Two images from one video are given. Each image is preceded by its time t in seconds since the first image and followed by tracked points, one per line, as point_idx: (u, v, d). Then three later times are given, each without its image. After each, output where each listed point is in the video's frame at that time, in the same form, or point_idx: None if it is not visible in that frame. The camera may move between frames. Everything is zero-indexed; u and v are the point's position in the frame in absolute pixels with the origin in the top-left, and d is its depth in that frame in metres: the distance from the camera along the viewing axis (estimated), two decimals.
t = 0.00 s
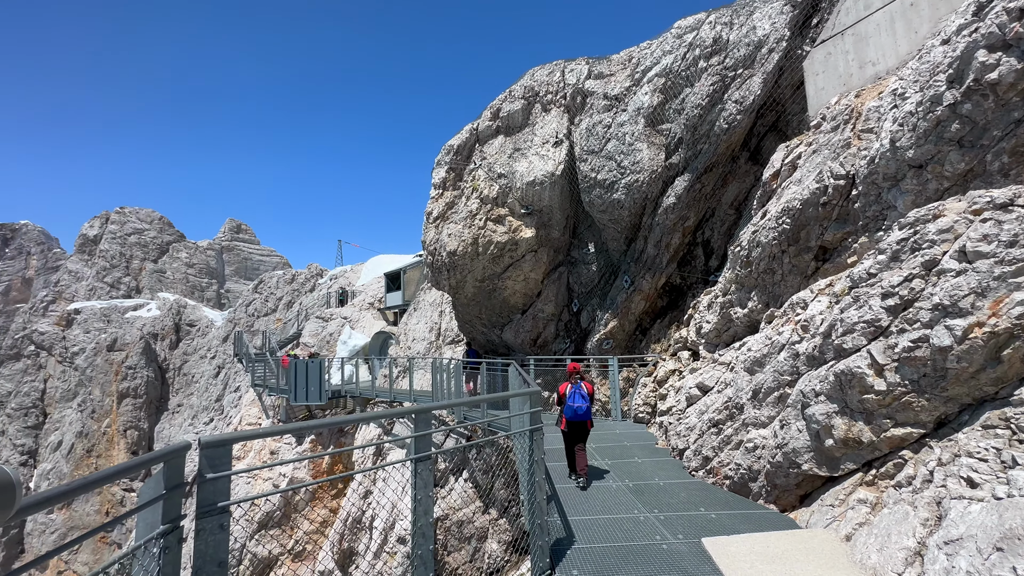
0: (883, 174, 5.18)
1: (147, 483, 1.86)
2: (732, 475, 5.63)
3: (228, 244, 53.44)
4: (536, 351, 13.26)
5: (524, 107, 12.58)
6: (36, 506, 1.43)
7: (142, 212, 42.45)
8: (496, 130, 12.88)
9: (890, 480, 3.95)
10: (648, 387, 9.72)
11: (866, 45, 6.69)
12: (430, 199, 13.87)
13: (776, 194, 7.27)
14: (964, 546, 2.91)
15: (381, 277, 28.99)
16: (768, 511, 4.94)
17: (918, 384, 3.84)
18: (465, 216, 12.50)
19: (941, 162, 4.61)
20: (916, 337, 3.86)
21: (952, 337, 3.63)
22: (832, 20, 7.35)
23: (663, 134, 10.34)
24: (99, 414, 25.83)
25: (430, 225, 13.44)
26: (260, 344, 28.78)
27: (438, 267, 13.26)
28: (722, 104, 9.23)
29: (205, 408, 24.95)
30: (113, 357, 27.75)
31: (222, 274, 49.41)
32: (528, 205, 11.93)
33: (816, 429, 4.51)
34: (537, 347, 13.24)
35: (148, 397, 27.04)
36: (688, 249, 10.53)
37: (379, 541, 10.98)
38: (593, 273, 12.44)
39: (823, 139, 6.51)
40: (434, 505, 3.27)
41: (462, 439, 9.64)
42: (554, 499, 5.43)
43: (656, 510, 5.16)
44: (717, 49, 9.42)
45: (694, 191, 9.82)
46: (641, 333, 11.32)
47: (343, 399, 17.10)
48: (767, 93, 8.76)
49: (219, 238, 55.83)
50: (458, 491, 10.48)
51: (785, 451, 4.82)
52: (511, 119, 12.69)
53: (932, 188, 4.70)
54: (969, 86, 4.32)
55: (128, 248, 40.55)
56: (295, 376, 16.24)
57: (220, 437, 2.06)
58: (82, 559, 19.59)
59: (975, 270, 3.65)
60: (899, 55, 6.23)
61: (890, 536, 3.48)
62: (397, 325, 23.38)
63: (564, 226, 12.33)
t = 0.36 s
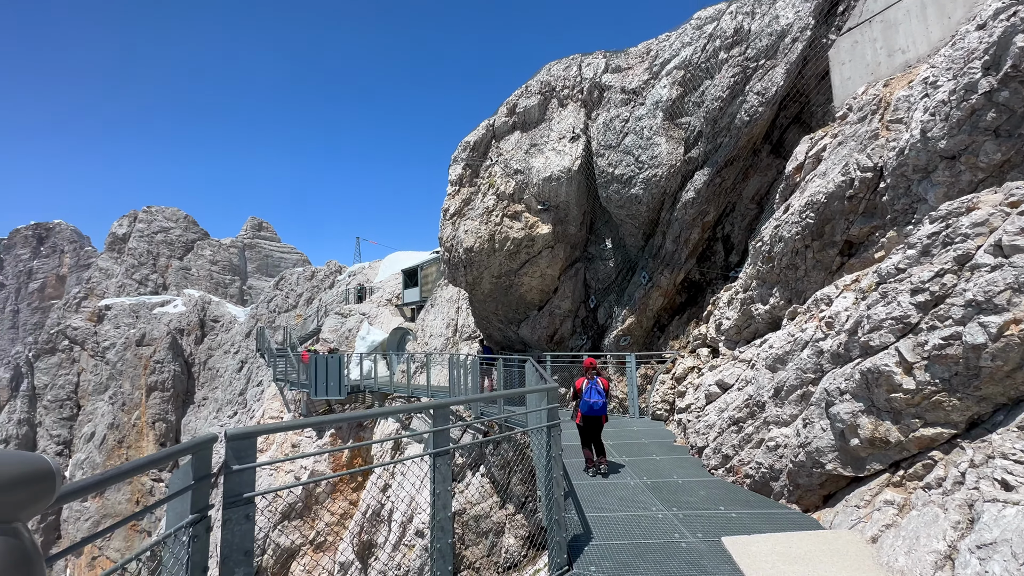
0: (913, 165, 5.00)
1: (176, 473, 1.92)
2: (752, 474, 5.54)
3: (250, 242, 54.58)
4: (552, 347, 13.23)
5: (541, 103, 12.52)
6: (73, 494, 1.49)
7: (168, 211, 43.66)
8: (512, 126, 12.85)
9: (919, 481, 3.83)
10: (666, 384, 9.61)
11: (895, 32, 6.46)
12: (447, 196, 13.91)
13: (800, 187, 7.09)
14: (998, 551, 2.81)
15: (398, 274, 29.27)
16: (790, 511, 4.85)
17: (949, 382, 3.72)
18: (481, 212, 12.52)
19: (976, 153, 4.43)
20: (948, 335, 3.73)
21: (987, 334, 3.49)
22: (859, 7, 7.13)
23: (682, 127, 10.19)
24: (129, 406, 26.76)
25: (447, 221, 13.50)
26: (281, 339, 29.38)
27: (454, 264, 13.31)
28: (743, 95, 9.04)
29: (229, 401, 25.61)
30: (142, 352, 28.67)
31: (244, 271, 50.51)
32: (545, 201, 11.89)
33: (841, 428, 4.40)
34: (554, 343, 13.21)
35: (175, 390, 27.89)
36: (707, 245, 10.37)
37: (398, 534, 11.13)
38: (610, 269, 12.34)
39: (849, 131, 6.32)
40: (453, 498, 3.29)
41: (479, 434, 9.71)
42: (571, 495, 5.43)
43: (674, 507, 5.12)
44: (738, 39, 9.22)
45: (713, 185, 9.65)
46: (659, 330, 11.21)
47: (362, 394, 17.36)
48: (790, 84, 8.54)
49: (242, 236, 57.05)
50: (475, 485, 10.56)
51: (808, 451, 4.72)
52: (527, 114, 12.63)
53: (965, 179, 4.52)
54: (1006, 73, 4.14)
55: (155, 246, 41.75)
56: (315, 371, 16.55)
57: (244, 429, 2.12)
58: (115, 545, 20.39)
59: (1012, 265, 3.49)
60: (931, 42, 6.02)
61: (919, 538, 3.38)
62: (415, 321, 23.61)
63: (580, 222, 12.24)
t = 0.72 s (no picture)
0: (946, 155, 4.82)
1: (204, 463, 1.97)
2: (774, 473, 5.44)
3: (271, 239, 55.66)
4: (569, 343, 13.17)
5: (558, 97, 12.42)
6: (108, 480, 1.54)
7: (193, 210, 44.79)
8: (529, 121, 12.79)
9: (950, 482, 3.71)
10: (685, 381, 9.50)
11: (928, 17, 6.21)
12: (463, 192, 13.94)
13: (825, 179, 6.90)
14: None
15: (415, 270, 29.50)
16: (813, 510, 4.76)
17: (984, 380, 3.58)
18: (498, 208, 12.52)
19: (1014, 141, 4.24)
20: (982, 331, 3.59)
21: None
22: None
23: (702, 120, 10.01)
24: (159, 399, 27.97)
25: (463, 217, 13.52)
26: (302, 335, 29.94)
27: (472, 260, 13.33)
28: (765, 86, 8.83)
29: (253, 395, 26.25)
30: (169, 346, 29.57)
31: (266, 268, 51.55)
32: (562, 196, 11.81)
33: (868, 427, 4.28)
34: (571, 339, 13.15)
35: (201, 383, 28.73)
36: (728, 239, 10.19)
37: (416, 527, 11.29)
38: (628, 265, 12.22)
39: (878, 120, 6.12)
40: (472, 490, 3.30)
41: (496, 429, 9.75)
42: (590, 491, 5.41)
43: (693, 505, 5.07)
44: (761, 28, 8.99)
45: (734, 178, 9.47)
46: (678, 326, 11.07)
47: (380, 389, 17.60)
48: (815, 74, 8.30)
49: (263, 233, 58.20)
50: (492, 480, 10.63)
51: (833, 449, 4.60)
52: (544, 109, 12.56)
53: (1002, 169, 4.33)
54: None
55: (181, 244, 42.90)
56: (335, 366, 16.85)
57: (269, 421, 2.16)
58: (145, 532, 21.17)
59: None
60: (966, 26, 5.75)
61: (950, 541, 3.28)
62: (432, 317, 23.80)
63: (598, 217, 12.14)
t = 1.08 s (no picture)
0: (983, 143, 4.62)
1: (232, 453, 2.02)
2: (799, 471, 5.33)
3: (293, 236, 56.71)
4: (587, 339, 13.09)
5: (576, 91, 12.32)
6: (142, 467, 1.60)
7: (218, 208, 45.91)
8: (547, 116, 12.71)
9: (986, 483, 3.57)
10: (706, 377, 9.37)
11: None
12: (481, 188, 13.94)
13: (853, 171, 6.70)
14: None
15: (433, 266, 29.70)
16: (839, 510, 4.65)
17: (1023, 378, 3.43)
18: (516, 203, 12.49)
19: None
20: (1022, 326, 3.44)
21: None
22: None
23: (723, 111, 9.81)
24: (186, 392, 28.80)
25: (481, 213, 13.53)
26: (323, 330, 30.50)
27: (489, 255, 13.34)
28: (790, 75, 8.60)
29: (276, 389, 26.88)
30: (197, 341, 30.48)
31: (288, 264, 52.58)
32: (580, 191, 11.71)
33: (898, 425, 4.15)
34: (588, 335, 13.06)
35: (226, 377, 29.56)
36: (751, 233, 9.98)
37: (435, 519, 11.44)
38: (647, 259, 12.07)
39: (910, 108, 5.90)
40: (492, 484, 3.32)
41: (514, 424, 9.77)
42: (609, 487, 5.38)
43: (714, 502, 5.00)
44: (786, 16, 8.74)
45: (757, 171, 9.27)
46: (699, 322, 10.89)
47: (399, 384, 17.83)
48: (843, 62, 8.05)
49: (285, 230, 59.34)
50: (511, 475, 10.69)
51: (861, 448, 4.48)
52: (562, 104, 12.47)
53: None
54: None
55: (207, 241, 44.05)
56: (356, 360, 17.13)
57: (295, 412, 2.21)
58: (175, 520, 21.95)
59: None
60: (1007, 8, 5.48)
61: (985, 543, 3.16)
62: (450, 313, 23.97)
63: (616, 211, 12.02)
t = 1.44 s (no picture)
0: None
1: (258, 445, 2.06)
2: (825, 470, 5.21)
3: (314, 233, 57.70)
4: (606, 335, 12.99)
5: (594, 84, 12.18)
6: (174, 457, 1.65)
7: (242, 206, 47.01)
8: (565, 110, 12.61)
9: None
10: (727, 374, 9.22)
11: None
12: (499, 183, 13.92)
13: (884, 161, 6.47)
14: None
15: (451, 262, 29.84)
16: (868, 510, 4.53)
17: None
18: (534, 199, 12.43)
19: None
20: None
21: None
22: None
23: (747, 102, 9.58)
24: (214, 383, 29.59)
25: (499, 209, 13.52)
26: (344, 325, 31.02)
27: (507, 251, 13.32)
28: (817, 64, 8.34)
29: (299, 382, 27.49)
30: (223, 336, 31.36)
31: (310, 261, 53.55)
32: (599, 185, 11.60)
33: (930, 424, 4.01)
34: (608, 331, 12.96)
35: (251, 371, 30.36)
36: (775, 227, 9.75)
37: (454, 512, 11.58)
38: (667, 254, 11.91)
39: (946, 95, 5.66)
40: (511, 477, 3.33)
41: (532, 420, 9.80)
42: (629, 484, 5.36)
43: (737, 500, 4.93)
44: (813, 2, 8.47)
45: (782, 163, 9.04)
46: (720, 318, 10.71)
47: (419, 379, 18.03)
48: (873, 48, 7.76)
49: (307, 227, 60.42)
50: (529, 470, 10.76)
51: (891, 447, 4.34)
52: (580, 97, 12.35)
53: None
54: None
55: (231, 239, 45.18)
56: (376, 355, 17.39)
57: (319, 405, 2.26)
58: (204, 508, 22.73)
59: None
60: None
61: None
62: (468, 308, 24.09)
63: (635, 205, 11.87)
